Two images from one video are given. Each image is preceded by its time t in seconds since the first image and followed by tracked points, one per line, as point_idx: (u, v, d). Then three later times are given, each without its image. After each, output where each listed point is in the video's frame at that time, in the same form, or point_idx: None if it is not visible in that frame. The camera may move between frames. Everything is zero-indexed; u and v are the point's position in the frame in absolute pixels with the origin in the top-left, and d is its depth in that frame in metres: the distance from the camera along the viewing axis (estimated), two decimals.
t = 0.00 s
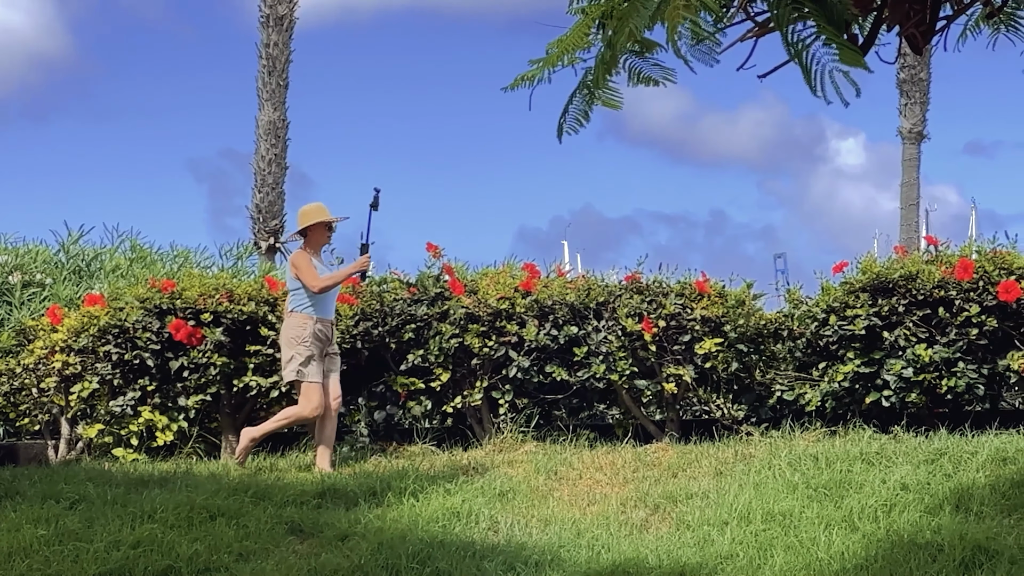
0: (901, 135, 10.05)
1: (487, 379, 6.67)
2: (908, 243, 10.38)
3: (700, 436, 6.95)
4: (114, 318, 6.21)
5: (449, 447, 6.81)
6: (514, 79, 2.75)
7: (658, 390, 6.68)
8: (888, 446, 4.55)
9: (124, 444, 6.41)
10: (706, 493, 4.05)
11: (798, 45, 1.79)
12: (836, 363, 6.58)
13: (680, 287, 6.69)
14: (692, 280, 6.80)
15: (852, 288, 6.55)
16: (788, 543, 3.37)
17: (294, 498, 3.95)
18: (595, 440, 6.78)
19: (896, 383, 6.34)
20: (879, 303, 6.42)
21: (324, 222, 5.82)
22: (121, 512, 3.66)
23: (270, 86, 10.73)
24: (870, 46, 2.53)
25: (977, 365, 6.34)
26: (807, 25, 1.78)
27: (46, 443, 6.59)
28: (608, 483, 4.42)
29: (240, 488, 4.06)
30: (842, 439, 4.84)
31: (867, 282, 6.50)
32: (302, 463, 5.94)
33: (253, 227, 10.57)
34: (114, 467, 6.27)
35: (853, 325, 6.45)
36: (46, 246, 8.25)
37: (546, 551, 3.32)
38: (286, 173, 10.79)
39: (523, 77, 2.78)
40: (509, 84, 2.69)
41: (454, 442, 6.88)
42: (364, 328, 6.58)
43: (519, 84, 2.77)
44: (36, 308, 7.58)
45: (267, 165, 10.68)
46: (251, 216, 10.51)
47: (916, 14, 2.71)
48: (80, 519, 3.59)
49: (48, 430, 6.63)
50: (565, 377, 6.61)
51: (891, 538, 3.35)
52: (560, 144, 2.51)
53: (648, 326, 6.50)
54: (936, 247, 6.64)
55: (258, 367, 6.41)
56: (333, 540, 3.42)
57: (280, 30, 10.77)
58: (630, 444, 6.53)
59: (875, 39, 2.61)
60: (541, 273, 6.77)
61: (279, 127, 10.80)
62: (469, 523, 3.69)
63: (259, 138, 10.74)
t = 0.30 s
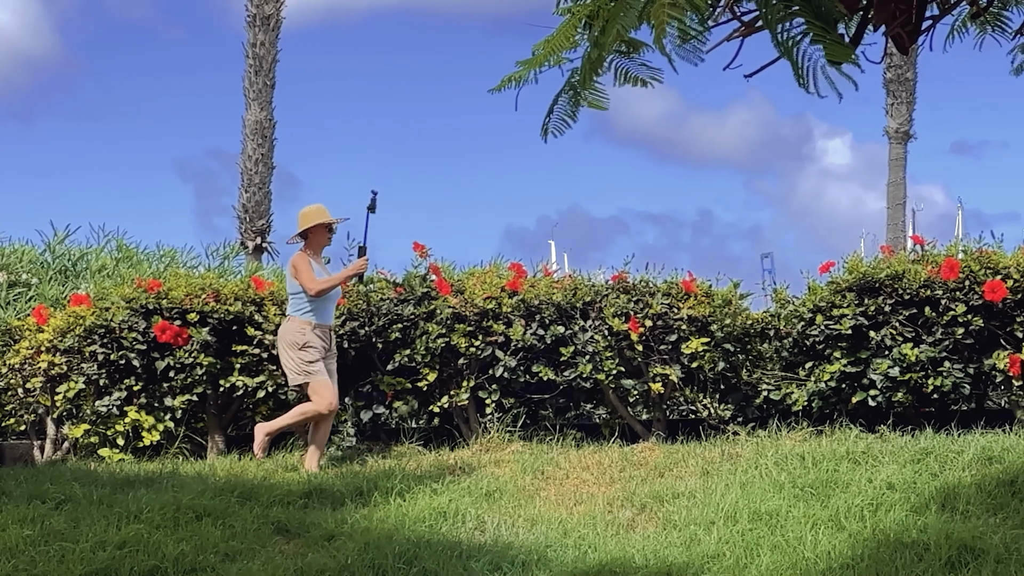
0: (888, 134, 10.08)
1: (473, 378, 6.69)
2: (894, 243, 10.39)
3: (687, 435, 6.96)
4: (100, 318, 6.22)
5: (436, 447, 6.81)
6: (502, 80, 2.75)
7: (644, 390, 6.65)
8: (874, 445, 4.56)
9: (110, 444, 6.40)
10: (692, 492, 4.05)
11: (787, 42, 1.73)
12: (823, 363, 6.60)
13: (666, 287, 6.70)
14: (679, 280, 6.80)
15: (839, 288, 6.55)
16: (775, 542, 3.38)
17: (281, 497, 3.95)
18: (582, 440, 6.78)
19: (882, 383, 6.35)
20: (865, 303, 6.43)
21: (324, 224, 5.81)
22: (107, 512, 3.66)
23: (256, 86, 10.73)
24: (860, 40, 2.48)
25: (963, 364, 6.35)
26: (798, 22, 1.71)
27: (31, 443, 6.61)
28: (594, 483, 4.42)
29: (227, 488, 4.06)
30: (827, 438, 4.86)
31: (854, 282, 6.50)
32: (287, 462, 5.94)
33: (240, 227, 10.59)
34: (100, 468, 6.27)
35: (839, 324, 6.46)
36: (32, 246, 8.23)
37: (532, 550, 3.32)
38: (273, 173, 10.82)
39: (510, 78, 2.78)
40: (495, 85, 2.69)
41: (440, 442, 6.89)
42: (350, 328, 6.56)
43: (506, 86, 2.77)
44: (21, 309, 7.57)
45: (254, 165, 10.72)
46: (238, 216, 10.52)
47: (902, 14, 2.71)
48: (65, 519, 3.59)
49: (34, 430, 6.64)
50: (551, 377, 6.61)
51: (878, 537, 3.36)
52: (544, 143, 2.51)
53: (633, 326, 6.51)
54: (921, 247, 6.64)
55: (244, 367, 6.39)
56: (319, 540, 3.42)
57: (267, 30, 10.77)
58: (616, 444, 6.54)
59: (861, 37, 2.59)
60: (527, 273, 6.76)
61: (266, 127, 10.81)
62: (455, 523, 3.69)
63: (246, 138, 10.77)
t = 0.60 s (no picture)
0: (873, 134, 10.10)
1: (459, 378, 6.69)
2: (880, 242, 10.40)
3: (673, 434, 6.98)
4: (85, 318, 6.21)
5: (421, 447, 6.80)
6: (487, 80, 2.74)
7: (630, 389, 6.69)
8: (859, 444, 4.56)
9: (94, 444, 6.40)
10: (678, 492, 4.06)
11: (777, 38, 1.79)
12: (808, 362, 6.63)
13: (652, 286, 6.72)
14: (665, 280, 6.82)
15: (824, 288, 6.56)
16: (760, 541, 3.38)
17: (267, 497, 3.96)
18: (568, 439, 6.78)
19: (868, 382, 6.36)
20: (851, 302, 6.45)
21: (324, 224, 5.80)
22: (92, 512, 3.66)
23: (241, 85, 10.73)
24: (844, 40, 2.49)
25: (948, 364, 6.38)
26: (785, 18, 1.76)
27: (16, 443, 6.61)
28: (580, 482, 4.42)
29: (211, 488, 4.05)
30: (812, 437, 4.86)
31: (839, 281, 6.51)
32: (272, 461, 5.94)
33: (225, 227, 10.60)
34: (85, 467, 6.27)
35: (825, 323, 6.48)
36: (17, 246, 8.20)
37: (518, 549, 3.32)
38: (258, 172, 10.82)
39: (495, 79, 2.77)
40: (480, 87, 2.68)
41: (426, 442, 6.88)
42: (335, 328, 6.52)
43: (491, 86, 2.76)
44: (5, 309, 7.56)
45: (239, 165, 10.73)
46: (223, 216, 10.53)
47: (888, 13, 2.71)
48: (50, 519, 3.59)
49: (18, 430, 6.64)
50: (537, 377, 6.61)
51: (863, 536, 3.37)
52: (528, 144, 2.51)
53: (620, 326, 6.52)
54: (907, 246, 6.66)
55: (229, 366, 6.39)
56: (305, 540, 3.42)
57: (253, 29, 10.76)
58: (601, 443, 6.55)
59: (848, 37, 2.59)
60: (512, 273, 6.76)
61: (251, 126, 10.82)
62: (441, 523, 3.70)
63: (231, 138, 10.77)
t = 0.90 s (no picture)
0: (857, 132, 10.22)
1: (444, 376, 6.69)
2: (863, 241, 10.43)
3: (657, 432, 6.99)
4: (68, 316, 6.20)
5: (404, 444, 6.76)
6: (472, 80, 2.74)
7: (614, 387, 6.70)
8: (842, 442, 4.58)
9: (78, 442, 6.40)
10: (663, 489, 4.06)
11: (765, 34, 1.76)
12: (792, 360, 6.62)
13: (637, 283, 6.74)
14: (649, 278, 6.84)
15: (809, 285, 6.56)
16: (744, 539, 3.39)
17: (251, 495, 3.96)
18: (552, 437, 6.79)
19: (852, 380, 6.37)
20: (836, 300, 6.45)
21: (322, 222, 5.79)
22: (75, 511, 3.65)
23: (226, 83, 10.72)
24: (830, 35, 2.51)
25: (932, 361, 6.44)
26: (772, 16, 1.76)
27: None
28: (564, 480, 4.43)
29: (195, 486, 4.05)
30: (796, 435, 4.87)
31: (824, 279, 6.50)
32: (256, 459, 5.94)
33: (210, 224, 10.59)
34: (69, 465, 6.26)
35: (808, 322, 6.48)
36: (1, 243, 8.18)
37: (502, 547, 3.33)
38: (243, 170, 10.82)
39: (479, 78, 2.77)
40: (464, 87, 2.67)
41: (410, 440, 6.85)
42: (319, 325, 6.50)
43: (476, 86, 2.76)
44: None
45: (223, 162, 10.71)
46: (207, 213, 10.53)
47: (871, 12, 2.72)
48: (33, 518, 3.58)
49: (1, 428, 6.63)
50: (521, 374, 6.60)
51: (847, 533, 3.38)
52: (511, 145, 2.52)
53: (604, 323, 6.54)
54: (891, 244, 6.68)
55: (213, 364, 6.39)
56: (289, 538, 3.42)
57: (238, 26, 10.76)
58: (586, 441, 6.56)
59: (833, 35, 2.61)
60: (497, 271, 6.76)
61: (236, 124, 10.81)
62: (425, 521, 3.70)
63: (216, 135, 10.76)
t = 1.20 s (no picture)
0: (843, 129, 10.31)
1: (428, 373, 6.66)
2: (849, 238, 10.45)
3: (642, 429, 7.01)
4: (52, 312, 6.20)
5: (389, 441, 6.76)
6: (456, 78, 2.71)
7: (599, 383, 6.66)
8: (827, 439, 4.59)
9: (62, 439, 6.38)
10: (647, 486, 4.07)
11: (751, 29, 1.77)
12: (777, 357, 6.65)
13: (621, 281, 6.73)
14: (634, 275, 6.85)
15: (794, 283, 6.60)
16: (729, 535, 3.40)
17: (235, 492, 3.96)
18: (536, 434, 6.81)
19: (836, 377, 6.39)
20: (820, 297, 6.48)
21: (321, 217, 5.78)
22: (59, 508, 3.65)
23: (211, 80, 10.72)
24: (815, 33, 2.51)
25: (916, 358, 6.42)
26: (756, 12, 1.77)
27: None
28: (549, 477, 4.43)
29: (179, 483, 4.04)
30: (780, 432, 4.88)
31: (809, 276, 6.55)
32: (240, 456, 5.94)
33: (195, 221, 10.58)
34: (52, 462, 6.25)
35: (794, 319, 6.50)
36: None
37: (487, 544, 3.34)
38: (227, 167, 10.81)
39: (464, 76, 2.75)
40: (449, 85, 2.64)
41: (395, 437, 6.84)
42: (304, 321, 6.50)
43: (461, 85, 2.74)
44: None
45: (208, 159, 10.70)
46: (192, 210, 10.52)
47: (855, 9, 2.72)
48: (16, 515, 3.58)
49: None
50: (506, 371, 6.63)
51: (831, 531, 3.40)
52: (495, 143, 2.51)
53: (588, 321, 6.52)
54: (875, 241, 6.70)
55: (197, 361, 6.39)
56: (274, 535, 3.43)
57: (222, 23, 10.76)
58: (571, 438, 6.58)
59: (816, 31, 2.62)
60: (482, 268, 6.75)
61: (221, 120, 10.81)
62: (410, 518, 3.71)
63: (201, 132, 10.76)
